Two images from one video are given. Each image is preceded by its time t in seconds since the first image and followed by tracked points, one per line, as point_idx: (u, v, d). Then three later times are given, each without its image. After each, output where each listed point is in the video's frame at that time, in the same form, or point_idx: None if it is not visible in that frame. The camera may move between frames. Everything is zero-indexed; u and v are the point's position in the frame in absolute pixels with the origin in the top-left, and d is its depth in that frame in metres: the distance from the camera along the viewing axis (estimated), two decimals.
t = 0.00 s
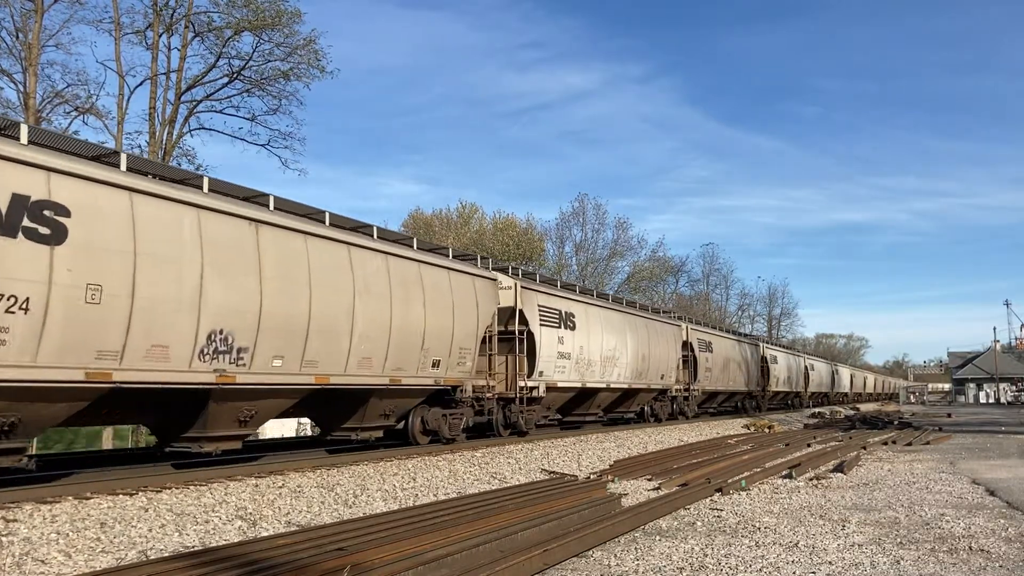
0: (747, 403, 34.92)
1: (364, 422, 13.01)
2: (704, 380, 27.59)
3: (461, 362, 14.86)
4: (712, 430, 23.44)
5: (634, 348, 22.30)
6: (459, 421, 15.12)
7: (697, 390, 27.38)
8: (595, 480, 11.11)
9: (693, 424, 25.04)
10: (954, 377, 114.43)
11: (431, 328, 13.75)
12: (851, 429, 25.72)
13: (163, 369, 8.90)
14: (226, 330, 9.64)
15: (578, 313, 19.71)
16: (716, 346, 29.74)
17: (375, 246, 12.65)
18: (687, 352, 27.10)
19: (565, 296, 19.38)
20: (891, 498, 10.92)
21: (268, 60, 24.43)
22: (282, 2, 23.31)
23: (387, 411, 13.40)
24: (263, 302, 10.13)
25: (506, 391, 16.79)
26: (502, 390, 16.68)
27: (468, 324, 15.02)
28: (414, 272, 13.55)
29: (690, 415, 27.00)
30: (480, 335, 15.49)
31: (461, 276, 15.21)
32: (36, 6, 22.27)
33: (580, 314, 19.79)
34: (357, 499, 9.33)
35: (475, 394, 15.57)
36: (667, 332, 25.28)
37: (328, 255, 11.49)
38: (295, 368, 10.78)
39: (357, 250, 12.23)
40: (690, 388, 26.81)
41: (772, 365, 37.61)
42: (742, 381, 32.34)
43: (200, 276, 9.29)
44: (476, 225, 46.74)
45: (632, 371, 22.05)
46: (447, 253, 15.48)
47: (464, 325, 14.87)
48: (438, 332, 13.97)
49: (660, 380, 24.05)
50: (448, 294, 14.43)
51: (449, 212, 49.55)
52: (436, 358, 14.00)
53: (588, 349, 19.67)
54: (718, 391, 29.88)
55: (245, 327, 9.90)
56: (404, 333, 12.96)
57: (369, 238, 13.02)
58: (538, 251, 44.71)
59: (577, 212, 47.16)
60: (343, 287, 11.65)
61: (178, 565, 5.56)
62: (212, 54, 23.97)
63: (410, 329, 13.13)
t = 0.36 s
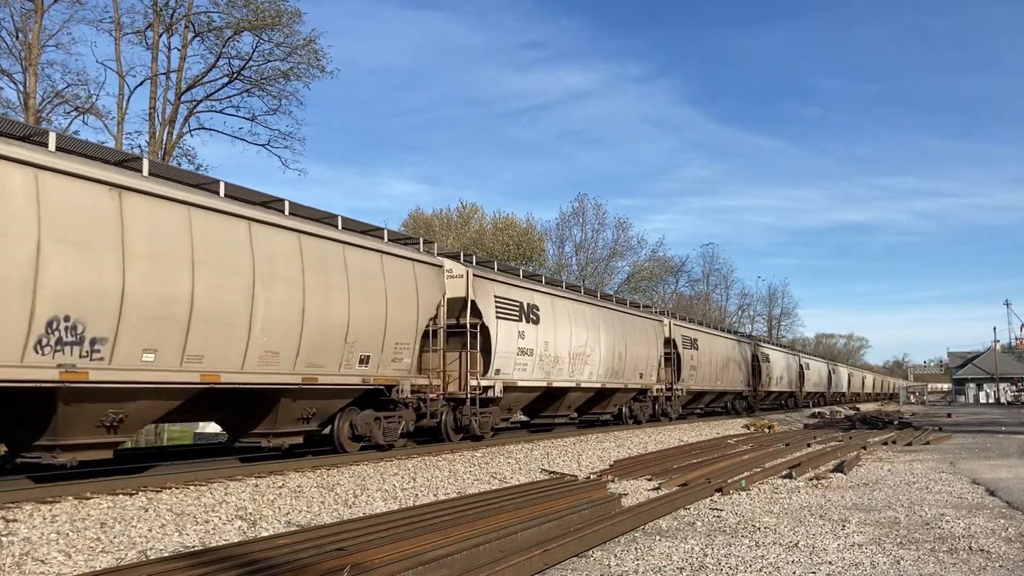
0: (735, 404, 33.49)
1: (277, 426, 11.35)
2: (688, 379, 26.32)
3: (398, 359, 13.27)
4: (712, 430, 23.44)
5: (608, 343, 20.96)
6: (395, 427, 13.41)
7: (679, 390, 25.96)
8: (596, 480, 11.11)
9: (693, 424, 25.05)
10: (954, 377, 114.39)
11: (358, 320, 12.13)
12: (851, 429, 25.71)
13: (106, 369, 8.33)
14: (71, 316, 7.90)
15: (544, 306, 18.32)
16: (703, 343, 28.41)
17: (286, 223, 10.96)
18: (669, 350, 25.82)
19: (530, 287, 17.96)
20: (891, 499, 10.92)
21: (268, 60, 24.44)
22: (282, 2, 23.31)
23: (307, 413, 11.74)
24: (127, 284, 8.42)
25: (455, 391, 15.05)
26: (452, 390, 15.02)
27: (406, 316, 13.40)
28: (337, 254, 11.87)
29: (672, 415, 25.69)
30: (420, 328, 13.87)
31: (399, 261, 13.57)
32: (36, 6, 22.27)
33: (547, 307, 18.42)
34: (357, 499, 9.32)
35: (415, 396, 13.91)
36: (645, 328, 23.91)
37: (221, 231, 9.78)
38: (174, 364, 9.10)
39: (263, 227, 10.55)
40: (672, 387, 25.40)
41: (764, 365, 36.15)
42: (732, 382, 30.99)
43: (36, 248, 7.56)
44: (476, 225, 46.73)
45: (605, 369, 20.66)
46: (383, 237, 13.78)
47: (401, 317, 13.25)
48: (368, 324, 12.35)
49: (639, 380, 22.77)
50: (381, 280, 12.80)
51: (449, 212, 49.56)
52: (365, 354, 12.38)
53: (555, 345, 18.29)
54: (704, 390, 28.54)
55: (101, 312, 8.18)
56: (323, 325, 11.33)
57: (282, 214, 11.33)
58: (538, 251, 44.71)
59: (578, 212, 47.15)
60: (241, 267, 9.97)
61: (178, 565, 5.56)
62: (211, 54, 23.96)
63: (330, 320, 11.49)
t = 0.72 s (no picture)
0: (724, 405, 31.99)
1: (158, 433, 9.60)
2: (671, 377, 24.89)
3: (315, 355, 11.35)
4: (712, 430, 23.45)
5: (577, 339, 19.29)
6: (315, 430, 11.59)
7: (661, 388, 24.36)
8: (596, 480, 11.11)
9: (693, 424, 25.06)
10: (954, 377, 114.39)
11: (262, 308, 10.25)
12: (851, 429, 25.72)
13: None
14: None
15: (505, 296, 16.58)
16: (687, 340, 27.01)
17: (162, 189, 9.04)
18: (649, 347, 24.38)
19: (488, 275, 16.19)
20: (891, 498, 10.92)
21: (268, 60, 24.46)
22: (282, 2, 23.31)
23: (198, 416, 9.99)
24: None
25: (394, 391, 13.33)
26: (391, 390, 13.40)
27: (326, 304, 11.50)
28: (234, 230, 9.97)
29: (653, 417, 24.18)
30: (346, 318, 11.97)
31: (319, 241, 11.65)
32: (36, 6, 22.25)
33: (508, 298, 16.67)
34: (357, 499, 9.33)
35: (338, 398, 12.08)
36: (621, 322, 22.24)
37: (65, 195, 7.86)
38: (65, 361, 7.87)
39: (129, 191, 8.63)
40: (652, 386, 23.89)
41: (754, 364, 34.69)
42: (718, 381, 29.62)
43: None
44: (476, 225, 46.74)
45: (575, 367, 19.00)
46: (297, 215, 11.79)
47: (319, 306, 11.33)
48: (273, 315, 10.44)
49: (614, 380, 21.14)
50: (292, 262, 10.89)
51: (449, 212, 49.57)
52: (271, 349, 10.50)
53: (516, 340, 16.57)
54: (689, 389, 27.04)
55: None
56: (211, 316, 9.46)
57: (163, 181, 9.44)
58: (538, 251, 44.72)
59: (578, 212, 47.15)
60: (98, 243, 8.11)
61: (178, 565, 5.56)
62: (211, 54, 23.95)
63: (223, 310, 9.64)
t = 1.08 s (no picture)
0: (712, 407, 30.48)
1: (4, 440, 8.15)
2: (652, 376, 23.45)
3: (205, 348, 9.80)
4: (712, 430, 23.45)
5: (540, 334, 17.83)
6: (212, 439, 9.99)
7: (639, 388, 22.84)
8: (596, 480, 11.11)
9: (693, 424, 25.07)
10: (954, 377, 114.42)
11: (131, 291, 8.71)
12: (851, 429, 25.72)
13: None
14: None
15: (457, 285, 15.10)
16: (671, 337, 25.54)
17: None
18: (628, 344, 22.91)
19: (438, 263, 14.70)
20: (891, 498, 10.92)
21: (268, 60, 24.49)
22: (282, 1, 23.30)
23: (53, 420, 8.43)
24: None
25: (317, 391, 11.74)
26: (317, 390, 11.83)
27: (218, 290, 9.92)
28: (93, 197, 8.39)
29: (632, 419, 22.71)
30: (247, 303, 10.42)
31: (211, 214, 10.07)
32: (36, 6, 22.26)
33: (460, 288, 15.19)
34: (357, 499, 9.33)
35: (240, 400, 10.41)
36: (592, 316, 20.73)
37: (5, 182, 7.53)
38: None
39: None
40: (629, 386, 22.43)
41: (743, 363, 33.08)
42: (705, 381, 28.17)
43: None
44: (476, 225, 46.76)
45: (537, 364, 17.57)
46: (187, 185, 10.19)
47: (211, 290, 9.79)
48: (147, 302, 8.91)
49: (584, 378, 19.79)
50: (174, 239, 9.34)
51: (449, 212, 49.57)
52: (144, 341, 8.96)
53: (468, 335, 15.11)
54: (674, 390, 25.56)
55: None
56: (62, 299, 7.98)
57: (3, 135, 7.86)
58: (537, 251, 44.75)
59: (577, 212, 47.14)
60: None
61: (178, 565, 5.56)
62: (211, 54, 24.02)
63: (77, 292, 8.13)
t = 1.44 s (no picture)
0: (699, 408, 29.02)
1: None
2: (628, 376, 21.80)
3: (43, 338, 8.18)
4: (712, 430, 23.46)
5: (495, 328, 16.07)
6: (63, 448, 8.35)
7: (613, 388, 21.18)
8: (596, 480, 11.10)
9: (693, 424, 25.07)
10: (954, 377, 114.41)
11: None
12: (851, 429, 25.72)
13: None
14: None
15: (393, 272, 13.29)
16: (651, 334, 23.97)
17: None
18: (601, 341, 21.27)
19: (370, 247, 12.90)
20: (891, 498, 10.92)
21: (268, 60, 24.49)
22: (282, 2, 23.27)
23: None
24: None
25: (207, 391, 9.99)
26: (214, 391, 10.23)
27: (64, 270, 8.32)
28: None
29: (608, 420, 21.05)
30: (103, 290, 8.76)
31: (54, 177, 8.36)
32: (36, 6, 22.25)
33: (398, 275, 13.38)
34: (357, 499, 9.32)
35: (99, 402, 8.75)
36: (557, 308, 19.00)
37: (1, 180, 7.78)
38: None
39: None
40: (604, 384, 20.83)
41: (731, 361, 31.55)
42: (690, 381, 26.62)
43: None
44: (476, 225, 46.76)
45: (492, 361, 15.87)
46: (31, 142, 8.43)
47: (53, 271, 8.20)
48: None
49: (547, 377, 18.07)
50: None
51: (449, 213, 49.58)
52: None
53: (405, 328, 13.32)
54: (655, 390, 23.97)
55: None
56: None
57: None
58: (537, 252, 44.77)
59: (577, 212, 47.12)
60: None
61: (178, 565, 5.55)
62: (211, 54, 24.02)
63: None
